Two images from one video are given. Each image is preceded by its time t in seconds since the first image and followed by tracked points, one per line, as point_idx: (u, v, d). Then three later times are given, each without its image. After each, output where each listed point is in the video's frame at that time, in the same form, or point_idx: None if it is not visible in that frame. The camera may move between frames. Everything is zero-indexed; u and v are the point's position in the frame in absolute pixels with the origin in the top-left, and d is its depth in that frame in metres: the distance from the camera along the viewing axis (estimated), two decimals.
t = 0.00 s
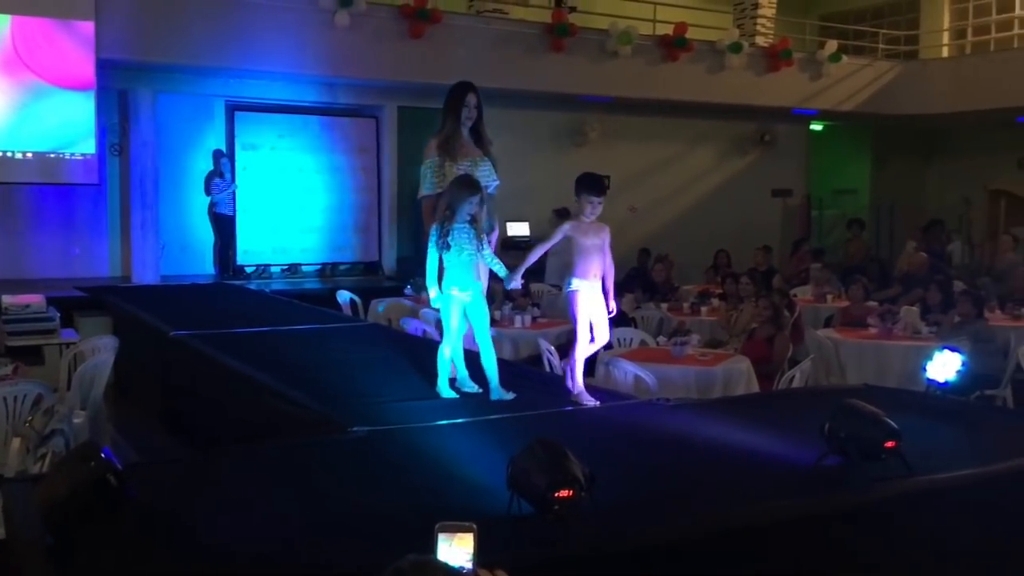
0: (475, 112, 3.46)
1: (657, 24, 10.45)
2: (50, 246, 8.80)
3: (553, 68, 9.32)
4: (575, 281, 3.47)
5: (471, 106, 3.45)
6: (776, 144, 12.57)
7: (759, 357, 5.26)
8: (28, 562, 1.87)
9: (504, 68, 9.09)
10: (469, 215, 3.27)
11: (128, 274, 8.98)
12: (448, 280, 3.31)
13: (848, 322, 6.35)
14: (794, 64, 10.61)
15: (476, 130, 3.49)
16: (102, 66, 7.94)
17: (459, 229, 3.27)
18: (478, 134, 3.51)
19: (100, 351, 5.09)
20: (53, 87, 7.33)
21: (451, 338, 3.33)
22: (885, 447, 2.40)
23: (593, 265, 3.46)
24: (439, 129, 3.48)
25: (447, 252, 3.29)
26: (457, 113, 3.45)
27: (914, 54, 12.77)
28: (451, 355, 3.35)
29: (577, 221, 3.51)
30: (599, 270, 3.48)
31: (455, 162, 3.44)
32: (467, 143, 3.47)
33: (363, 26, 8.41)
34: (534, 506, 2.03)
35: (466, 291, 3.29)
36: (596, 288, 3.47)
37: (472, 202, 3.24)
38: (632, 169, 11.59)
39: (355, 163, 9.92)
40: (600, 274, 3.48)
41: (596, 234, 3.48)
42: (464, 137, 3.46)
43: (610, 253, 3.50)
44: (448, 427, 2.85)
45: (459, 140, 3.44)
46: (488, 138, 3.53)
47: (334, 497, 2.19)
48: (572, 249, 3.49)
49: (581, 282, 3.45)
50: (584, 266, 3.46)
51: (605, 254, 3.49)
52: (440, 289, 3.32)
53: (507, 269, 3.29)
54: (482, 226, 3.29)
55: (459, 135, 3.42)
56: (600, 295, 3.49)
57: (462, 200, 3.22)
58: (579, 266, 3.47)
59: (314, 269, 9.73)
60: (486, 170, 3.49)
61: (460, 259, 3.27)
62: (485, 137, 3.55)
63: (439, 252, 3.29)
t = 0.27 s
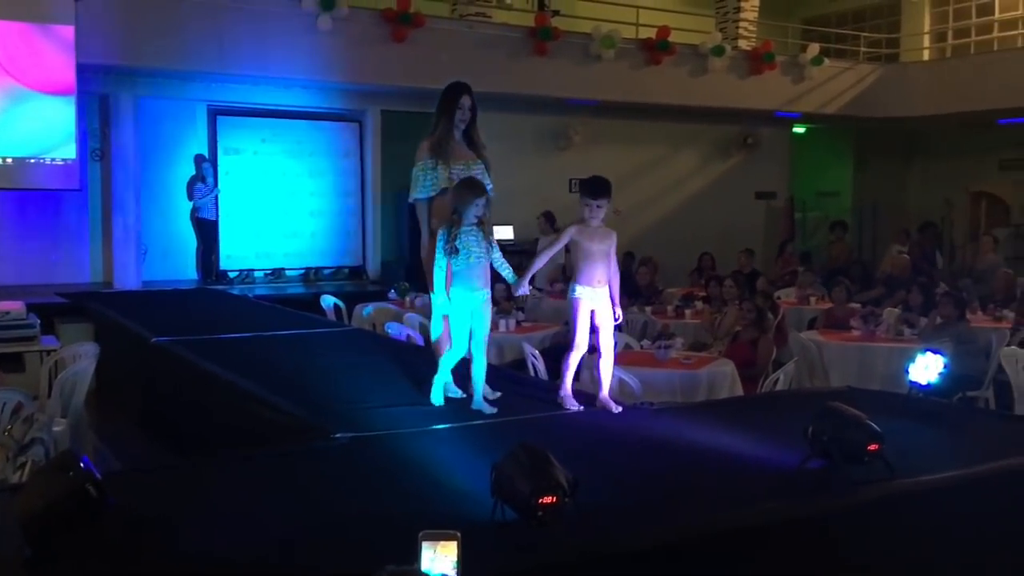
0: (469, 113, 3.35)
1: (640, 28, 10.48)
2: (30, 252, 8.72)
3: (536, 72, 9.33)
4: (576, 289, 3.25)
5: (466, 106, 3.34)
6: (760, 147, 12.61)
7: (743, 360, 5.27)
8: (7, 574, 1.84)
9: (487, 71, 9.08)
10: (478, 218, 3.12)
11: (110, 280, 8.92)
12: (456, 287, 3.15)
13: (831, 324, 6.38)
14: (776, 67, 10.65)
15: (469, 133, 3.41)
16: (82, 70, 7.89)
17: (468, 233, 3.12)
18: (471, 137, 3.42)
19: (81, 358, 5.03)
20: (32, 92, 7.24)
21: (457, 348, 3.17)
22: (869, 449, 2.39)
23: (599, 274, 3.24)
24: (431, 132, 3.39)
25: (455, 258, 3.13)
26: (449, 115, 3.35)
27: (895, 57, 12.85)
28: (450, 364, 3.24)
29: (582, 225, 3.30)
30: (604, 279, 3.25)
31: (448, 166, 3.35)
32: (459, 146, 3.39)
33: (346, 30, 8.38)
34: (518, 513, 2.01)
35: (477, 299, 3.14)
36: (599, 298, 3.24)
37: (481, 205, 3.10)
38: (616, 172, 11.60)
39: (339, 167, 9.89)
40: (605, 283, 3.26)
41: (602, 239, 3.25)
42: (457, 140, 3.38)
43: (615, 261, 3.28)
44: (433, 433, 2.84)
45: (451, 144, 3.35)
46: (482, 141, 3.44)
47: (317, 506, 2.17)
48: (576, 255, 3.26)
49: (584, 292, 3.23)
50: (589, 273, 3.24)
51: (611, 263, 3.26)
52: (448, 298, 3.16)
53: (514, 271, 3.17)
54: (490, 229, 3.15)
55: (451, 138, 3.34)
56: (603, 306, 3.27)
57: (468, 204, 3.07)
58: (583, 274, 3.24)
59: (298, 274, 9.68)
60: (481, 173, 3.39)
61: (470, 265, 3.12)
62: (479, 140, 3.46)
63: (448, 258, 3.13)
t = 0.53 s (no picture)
0: (465, 118, 3.21)
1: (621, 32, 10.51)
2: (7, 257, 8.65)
3: (517, 75, 9.33)
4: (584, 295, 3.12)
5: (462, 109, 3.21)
6: (740, 150, 12.68)
7: (724, 363, 5.29)
8: None
9: (468, 75, 9.08)
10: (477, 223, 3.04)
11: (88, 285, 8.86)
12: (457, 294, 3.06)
13: (811, 326, 6.41)
14: (756, 71, 10.71)
15: (466, 138, 3.26)
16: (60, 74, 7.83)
17: (468, 238, 3.03)
18: (468, 142, 3.27)
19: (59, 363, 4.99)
20: (10, 96, 7.18)
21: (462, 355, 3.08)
22: (850, 451, 2.39)
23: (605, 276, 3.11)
24: (426, 137, 3.25)
25: (456, 263, 3.04)
26: (445, 120, 3.21)
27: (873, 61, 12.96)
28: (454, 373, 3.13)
29: (583, 228, 3.15)
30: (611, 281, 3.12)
31: (444, 172, 3.22)
32: (455, 152, 3.25)
33: (327, 33, 8.36)
34: (501, 518, 2.01)
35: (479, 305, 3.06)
36: (607, 302, 3.12)
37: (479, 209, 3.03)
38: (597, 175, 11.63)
39: (320, 171, 9.86)
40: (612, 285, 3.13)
41: (605, 242, 3.11)
42: (453, 146, 3.24)
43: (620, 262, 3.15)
44: (415, 438, 2.83)
45: (446, 149, 3.22)
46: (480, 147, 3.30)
47: (298, 512, 2.16)
48: (578, 260, 3.12)
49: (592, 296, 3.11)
50: (594, 277, 3.11)
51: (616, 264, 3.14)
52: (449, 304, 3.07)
53: (511, 275, 3.10)
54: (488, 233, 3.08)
55: (447, 143, 3.20)
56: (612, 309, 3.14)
57: (469, 208, 3.01)
58: (588, 279, 3.11)
59: (279, 278, 9.64)
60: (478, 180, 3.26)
61: (471, 270, 3.03)
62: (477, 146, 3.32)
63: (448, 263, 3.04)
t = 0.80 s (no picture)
0: (461, 120, 3.20)
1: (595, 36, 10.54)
2: None
3: (492, 79, 9.33)
4: (580, 300, 3.06)
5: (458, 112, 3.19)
6: (714, 154, 12.75)
7: (702, 365, 5.31)
8: None
9: (444, 79, 9.06)
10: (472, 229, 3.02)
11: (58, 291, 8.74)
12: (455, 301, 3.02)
13: (786, 329, 6.44)
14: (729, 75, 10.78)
15: (463, 140, 3.24)
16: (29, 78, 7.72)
17: (465, 245, 3.00)
18: (466, 144, 3.25)
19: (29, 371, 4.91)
20: None
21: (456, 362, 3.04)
22: (829, 454, 2.38)
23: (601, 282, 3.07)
24: (422, 139, 3.23)
25: (453, 271, 3.00)
26: (442, 121, 3.19)
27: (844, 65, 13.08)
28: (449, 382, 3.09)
29: (578, 234, 3.16)
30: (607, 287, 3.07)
31: (440, 174, 3.18)
32: (452, 153, 3.21)
33: (301, 37, 8.32)
34: (482, 524, 2.00)
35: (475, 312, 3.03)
36: (603, 308, 3.06)
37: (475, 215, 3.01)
38: (573, 179, 11.64)
39: (294, 175, 9.80)
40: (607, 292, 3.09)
41: (600, 247, 3.10)
42: (449, 147, 3.20)
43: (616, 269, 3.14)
44: (394, 444, 2.81)
45: (443, 151, 3.19)
46: (477, 149, 3.27)
47: (278, 520, 2.14)
48: (574, 265, 3.10)
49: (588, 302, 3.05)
50: (590, 284, 3.06)
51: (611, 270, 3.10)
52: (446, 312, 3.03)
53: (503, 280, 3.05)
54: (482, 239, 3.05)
55: (443, 145, 3.17)
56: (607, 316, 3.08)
57: (463, 213, 2.98)
58: (584, 284, 3.07)
59: (253, 284, 9.57)
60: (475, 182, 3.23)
61: (469, 277, 3.00)
62: (474, 148, 3.29)
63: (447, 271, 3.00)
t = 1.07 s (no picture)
0: (449, 121, 3.10)
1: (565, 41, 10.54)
2: None
3: (462, 84, 9.30)
4: (570, 305, 3.06)
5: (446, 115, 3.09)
6: (684, 158, 12.80)
7: (677, 369, 5.31)
8: None
9: (415, 84, 9.02)
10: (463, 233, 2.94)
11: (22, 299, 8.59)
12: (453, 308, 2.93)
13: (760, 331, 6.47)
14: (698, 79, 10.83)
15: (450, 142, 3.13)
16: None
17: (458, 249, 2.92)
18: (453, 146, 3.15)
19: None
20: None
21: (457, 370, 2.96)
22: (809, 458, 2.37)
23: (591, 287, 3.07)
24: (409, 141, 3.09)
25: (450, 277, 2.92)
26: (430, 122, 3.08)
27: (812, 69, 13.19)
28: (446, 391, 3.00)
29: (570, 236, 3.11)
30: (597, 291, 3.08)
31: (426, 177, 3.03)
32: (438, 156, 3.06)
33: (270, 41, 8.25)
34: (465, 535, 1.97)
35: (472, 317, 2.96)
36: (592, 313, 3.07)
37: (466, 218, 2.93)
38: (544, 184, 11.64)
39: (264, 180, 9.70)
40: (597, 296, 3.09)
41: (591, 251, 3.07)
42: (438, 149, 3.08)
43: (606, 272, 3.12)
44: (372, 453, 2.77)
45: (431, 153, 3.05)
46: (463, 152, 3.17)
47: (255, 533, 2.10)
48: (565, 269, 3.08)
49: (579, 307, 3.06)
50: (581, 288, 3.06)
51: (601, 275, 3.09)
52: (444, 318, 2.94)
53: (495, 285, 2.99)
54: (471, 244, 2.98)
55: (431, 147, 3.04)
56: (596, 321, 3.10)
57: (458, 213, 2.88)
58: (574, 289, 3.06)
59: (222, 291, 9.46)
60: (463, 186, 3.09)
61: (466, 282, 2.92)
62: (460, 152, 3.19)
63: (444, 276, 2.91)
